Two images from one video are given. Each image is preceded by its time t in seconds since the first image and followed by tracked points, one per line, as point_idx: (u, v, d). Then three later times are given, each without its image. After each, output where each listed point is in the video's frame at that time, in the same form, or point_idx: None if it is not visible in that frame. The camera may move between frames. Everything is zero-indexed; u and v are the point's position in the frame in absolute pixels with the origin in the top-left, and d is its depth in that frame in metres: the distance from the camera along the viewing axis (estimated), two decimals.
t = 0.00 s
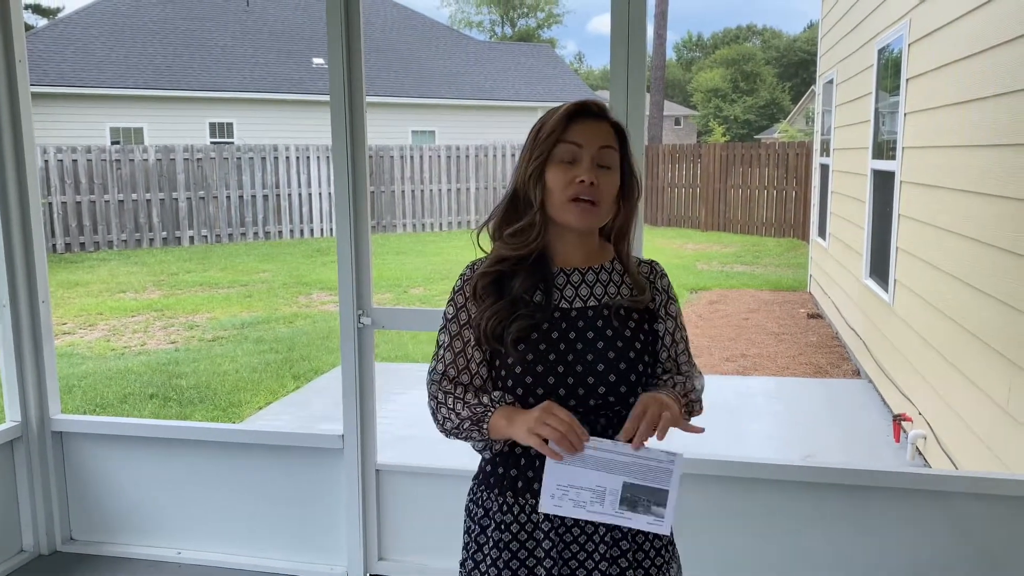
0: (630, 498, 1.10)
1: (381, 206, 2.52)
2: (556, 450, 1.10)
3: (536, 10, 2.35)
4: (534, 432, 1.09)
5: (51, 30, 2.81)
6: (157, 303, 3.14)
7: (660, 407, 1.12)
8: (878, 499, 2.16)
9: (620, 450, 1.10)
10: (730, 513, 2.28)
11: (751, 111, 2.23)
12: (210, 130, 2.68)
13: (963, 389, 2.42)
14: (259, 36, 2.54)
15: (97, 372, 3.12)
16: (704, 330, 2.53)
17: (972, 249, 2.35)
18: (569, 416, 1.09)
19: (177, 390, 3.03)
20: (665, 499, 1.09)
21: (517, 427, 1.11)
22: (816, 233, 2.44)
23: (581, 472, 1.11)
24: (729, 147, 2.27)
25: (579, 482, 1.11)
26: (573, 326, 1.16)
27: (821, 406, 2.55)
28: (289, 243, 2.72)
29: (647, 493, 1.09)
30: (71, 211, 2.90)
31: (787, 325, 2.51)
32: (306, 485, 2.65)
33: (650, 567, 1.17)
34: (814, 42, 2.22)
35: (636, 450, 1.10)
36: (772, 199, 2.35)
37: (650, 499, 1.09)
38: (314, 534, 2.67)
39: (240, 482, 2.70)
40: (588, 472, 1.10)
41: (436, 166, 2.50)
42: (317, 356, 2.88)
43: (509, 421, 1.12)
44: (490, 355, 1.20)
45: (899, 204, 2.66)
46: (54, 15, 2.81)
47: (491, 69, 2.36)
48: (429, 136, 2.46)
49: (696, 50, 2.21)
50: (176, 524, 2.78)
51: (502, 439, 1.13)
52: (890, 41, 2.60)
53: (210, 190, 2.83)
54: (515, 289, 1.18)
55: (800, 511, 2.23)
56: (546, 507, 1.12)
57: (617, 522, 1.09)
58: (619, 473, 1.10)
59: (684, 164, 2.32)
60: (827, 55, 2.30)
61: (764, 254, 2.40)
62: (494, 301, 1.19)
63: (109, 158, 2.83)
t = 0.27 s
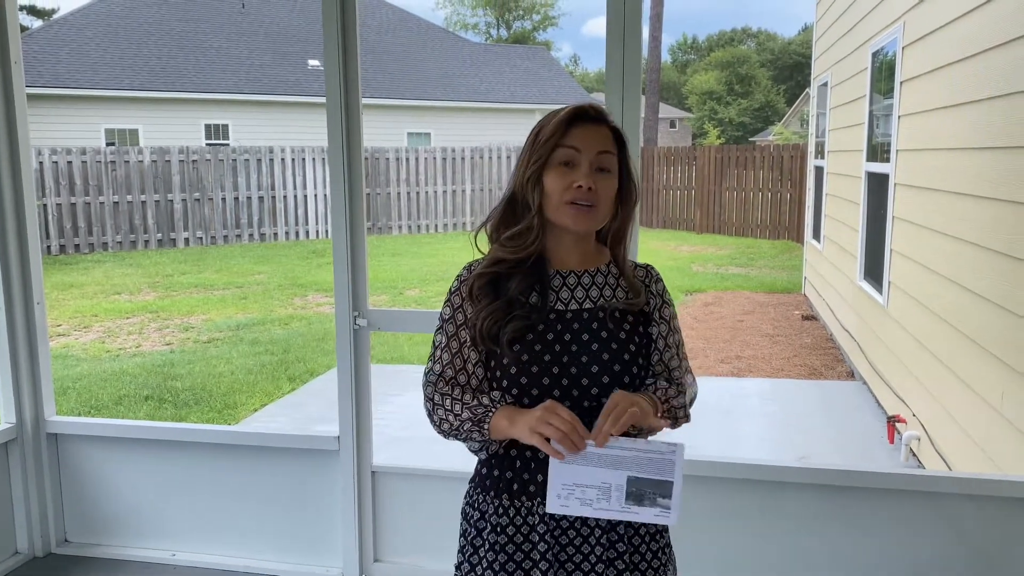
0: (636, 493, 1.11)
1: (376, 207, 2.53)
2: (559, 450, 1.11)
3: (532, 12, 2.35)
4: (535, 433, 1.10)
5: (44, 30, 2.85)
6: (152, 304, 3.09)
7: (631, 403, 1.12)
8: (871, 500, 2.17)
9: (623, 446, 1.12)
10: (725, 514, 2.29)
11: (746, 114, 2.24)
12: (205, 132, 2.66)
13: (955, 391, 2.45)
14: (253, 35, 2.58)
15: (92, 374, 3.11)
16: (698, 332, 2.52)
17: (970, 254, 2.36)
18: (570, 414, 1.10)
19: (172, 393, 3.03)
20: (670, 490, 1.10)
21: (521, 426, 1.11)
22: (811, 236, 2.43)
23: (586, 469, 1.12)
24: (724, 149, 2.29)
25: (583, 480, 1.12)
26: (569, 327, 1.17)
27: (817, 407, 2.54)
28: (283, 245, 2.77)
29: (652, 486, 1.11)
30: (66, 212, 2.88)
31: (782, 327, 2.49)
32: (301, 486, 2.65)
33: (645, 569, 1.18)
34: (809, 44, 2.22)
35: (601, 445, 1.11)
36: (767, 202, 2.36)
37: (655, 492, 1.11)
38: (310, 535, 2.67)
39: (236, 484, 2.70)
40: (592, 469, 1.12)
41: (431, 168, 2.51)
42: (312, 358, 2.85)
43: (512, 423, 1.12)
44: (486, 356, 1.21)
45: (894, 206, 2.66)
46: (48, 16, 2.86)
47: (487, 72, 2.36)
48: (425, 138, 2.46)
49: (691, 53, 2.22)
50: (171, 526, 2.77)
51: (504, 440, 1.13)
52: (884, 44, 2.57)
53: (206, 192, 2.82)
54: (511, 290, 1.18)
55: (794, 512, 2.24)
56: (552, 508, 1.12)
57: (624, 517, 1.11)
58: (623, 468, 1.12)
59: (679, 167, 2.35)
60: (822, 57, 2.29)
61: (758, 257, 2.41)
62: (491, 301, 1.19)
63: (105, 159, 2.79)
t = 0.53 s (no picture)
0: (632, 492, 1.12)
1: (372, 209, 2.52)
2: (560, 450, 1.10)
3: (528, 14, 2.34)
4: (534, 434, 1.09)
5: (38, 30, 2.84)
6: (146, 306, 3.17)
7: (625, 405, 1.12)
8: (866, 501, 2.18)
9: (622, 448, 1.12)
10: (721, 515, 2.29)
11: (741, 116, 2.25)
12: (200, 133, 2.67)
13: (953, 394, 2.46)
14: (246, 36, 2.59)
15: (86, 375, 3.08)
16: (694, 333, 2.56)
17: (964, 256, 2.36)
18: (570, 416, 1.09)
19: (166, 395, 3.01)
20: (665, 485, 1.13)
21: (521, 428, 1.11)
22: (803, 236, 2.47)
23: (587, 475, 1.12)
24: (718, 151, 2.29)
25: (585, 486, 1.12)
26: (566, 329, 1.16)
27: (812, 409, 2.57)
28: (279, 245, 2.74)
29: (647, 484, 1.12)
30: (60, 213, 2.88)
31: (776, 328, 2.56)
32: (296, 488, 2.64)
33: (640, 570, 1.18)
34: (802, 47, 2.23)
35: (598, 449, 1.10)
36: (762, 203, 2.37)
37: (650, 490, 1.12)
38: (305, 537, 2.66)
39: (231, 486, 2.69)
40: (592, 474, 1.12)
41: (427, 169, 2.51)
42: (308, 359, 2.90)
43: (513, 425, 1.11)
44: (484, 358, 1.20)
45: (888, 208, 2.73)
46: (42, 16, 2.86)
47: (482, 73, 2.37)
48: (420, 139, 2.46)
49: (686, 55, 2.22)
50: (166, 528, 2.76)
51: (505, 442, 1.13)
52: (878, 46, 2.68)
53: (200, 193, 2.83)
54: (508, 292, 1.17)
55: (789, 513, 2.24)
56: (559, 520, 1.11)
57: (625, 519, 1.12)
58: (620, 470, 1.12)
59: (674, 169, 2.31)
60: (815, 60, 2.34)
61: (754, 259, 2.42)
62: (488, 304, 1.18)
63: (98, 160, 2.80)
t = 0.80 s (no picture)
0: (622, 495, 1.13)
1: (366, 210, 2.52)
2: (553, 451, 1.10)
3: (523, 15, 2.34)
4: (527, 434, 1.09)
5: (32, 31, 2.85)
6: (141, 307, 3.12)
7: (618, 407, 1.12)
8: (858, 503, 2.18)
9: (615, 452, 1.13)
10: (715, 517, 2.29)
11: (736, 117, 2.25)
12: (195, 134, 2.67)
13: (946, 395, 2.48)
14: (240, 38, 2.57)
15: (79, 377, 3.10)
16: (688, 334, 2.55)
17: (957, 258, 2.37)
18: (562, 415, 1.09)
19: (160, 396, 3.02)
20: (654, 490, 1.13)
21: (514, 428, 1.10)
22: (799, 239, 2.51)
23: (580, 476, 1.12)
24: (713, 153, 2.29)
25: (577, 487, 1.12)
26: (561, 332, 1.16)
27: (806, 412, 2.58)
28: (271, 247, 2.76)
29: (636, 488, 1.13)
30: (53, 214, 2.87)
31: (770, 329, 2.54)
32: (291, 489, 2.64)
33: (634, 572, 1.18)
34: (797, 49, 2.23)
35: (591, 450, 1.10)
36: (757, 205, 2.36)
37: (638, 494, 1.13)
38: (299, 539, 2.65)
39: (225, 487, 2.68)
40: (584, 475, 1.12)
41: (422, 171, 2.51)
42: (301, 361, 2.84)
43: (505, 426, 1.11)
44: (478, 361, 1.19)
45: (881, 209, 2.74)
46: (36, 17, 2.88)
47: (477, 74, 2.37)
48: (415, 140, 2.46)
49: (680, 56, 2.23)
50: (160, 530, 2.75)
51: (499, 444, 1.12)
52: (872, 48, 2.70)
53: (195, 194, 2.81)
54: (503, 295, 1.17)
55: (784, 515, 2.24)
56: (548, 519, 1.11)
57: (613, 521, 1.12)
58: (612, 472, 1.13)
59: (669, 171, 2.34)
60: (810, 62, 2.35)
61: (748, 259, 2.41)
62: (483, 306, 1.18)
63: (92, 162, 2.84)
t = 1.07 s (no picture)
0: (625, 496, 1.12)
1: (361, 211, 2.51)
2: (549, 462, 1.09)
3: (517, 17, 2.35)
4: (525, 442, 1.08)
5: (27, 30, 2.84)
6: (134, 309, 3.04)
7: (613, 412, 1.12)
8: (853, 504, 2.18)
9: (615, 454, 1.11)
10: (711, 518, 2.29)
11: (731, 119, 2.27)
12: (189, 134, 2.66)
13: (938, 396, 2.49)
14: (236, 40, 2.57)
15: (73, 378, 3.08)
16: (684, 336, 2.54)
17: (952, 259, 2.38)
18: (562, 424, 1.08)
19: (153, 397, 3.02)
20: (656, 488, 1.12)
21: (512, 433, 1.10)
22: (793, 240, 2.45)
23: (580, 481, 1.11)
24: (708, 154, 2.30)
25: (578, 492, 1.11)
26: (557, 334, 1.16)
27: (801, 413, 2.58)
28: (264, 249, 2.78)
29: (639, 488, 1.12)
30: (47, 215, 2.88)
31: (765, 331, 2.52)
32: (286, 490, 2.63)
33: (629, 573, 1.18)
34: (792, 50, 2.23)
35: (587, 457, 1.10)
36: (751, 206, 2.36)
37: (643, 494, 1.12)
38: (293, 541, 2.65)
39: (220, 489, 2.67)
40: (585, 479, 1.11)
41: (417, 171, 2.50)
42: (296, 362, 2.85)
43: (502, 431, 1.10)
44: (473, 362, 1.19)
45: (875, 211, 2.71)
46: (31, 16, 2.86)
47: (473, 75, 2.37)
48: (411, 141, 2.46)
49: (676, 58, 2.24)
50: (153, 532, 2.74)
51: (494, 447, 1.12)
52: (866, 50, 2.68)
53: (190, 195, 2.81)
54: (499, 297, 1.16)
55: (779, 516, 2.24)
56: (550, 525, 1.11)
57: (617, 522, 1.12)
58: (614, 474, 1.12)
59: (664, 172, 2.34)
60: (806, 63, 2.32)
61: (744, 260, 2.42)
62: (479, 308, 1.17)
63: (86, 162, 2.80)
